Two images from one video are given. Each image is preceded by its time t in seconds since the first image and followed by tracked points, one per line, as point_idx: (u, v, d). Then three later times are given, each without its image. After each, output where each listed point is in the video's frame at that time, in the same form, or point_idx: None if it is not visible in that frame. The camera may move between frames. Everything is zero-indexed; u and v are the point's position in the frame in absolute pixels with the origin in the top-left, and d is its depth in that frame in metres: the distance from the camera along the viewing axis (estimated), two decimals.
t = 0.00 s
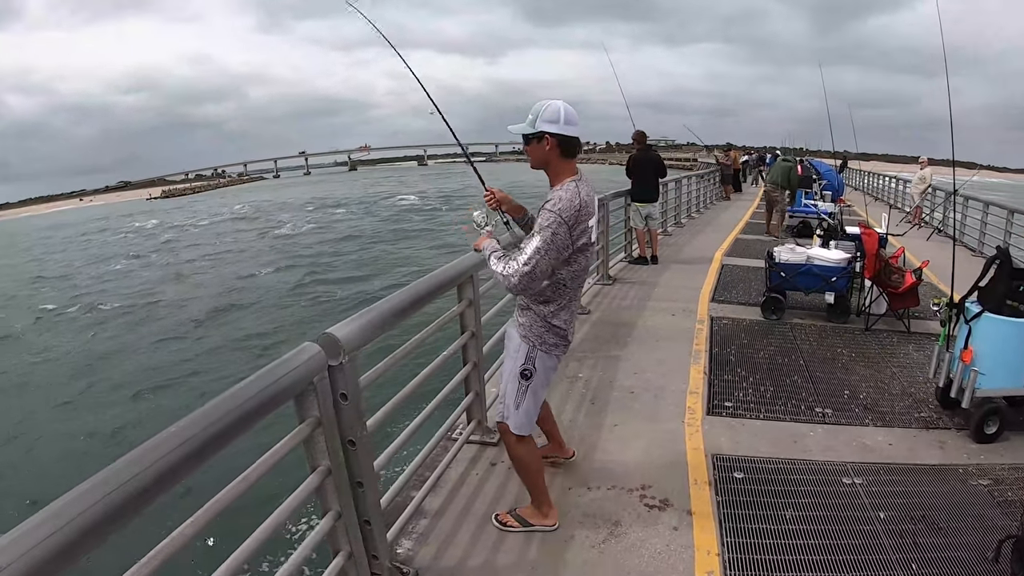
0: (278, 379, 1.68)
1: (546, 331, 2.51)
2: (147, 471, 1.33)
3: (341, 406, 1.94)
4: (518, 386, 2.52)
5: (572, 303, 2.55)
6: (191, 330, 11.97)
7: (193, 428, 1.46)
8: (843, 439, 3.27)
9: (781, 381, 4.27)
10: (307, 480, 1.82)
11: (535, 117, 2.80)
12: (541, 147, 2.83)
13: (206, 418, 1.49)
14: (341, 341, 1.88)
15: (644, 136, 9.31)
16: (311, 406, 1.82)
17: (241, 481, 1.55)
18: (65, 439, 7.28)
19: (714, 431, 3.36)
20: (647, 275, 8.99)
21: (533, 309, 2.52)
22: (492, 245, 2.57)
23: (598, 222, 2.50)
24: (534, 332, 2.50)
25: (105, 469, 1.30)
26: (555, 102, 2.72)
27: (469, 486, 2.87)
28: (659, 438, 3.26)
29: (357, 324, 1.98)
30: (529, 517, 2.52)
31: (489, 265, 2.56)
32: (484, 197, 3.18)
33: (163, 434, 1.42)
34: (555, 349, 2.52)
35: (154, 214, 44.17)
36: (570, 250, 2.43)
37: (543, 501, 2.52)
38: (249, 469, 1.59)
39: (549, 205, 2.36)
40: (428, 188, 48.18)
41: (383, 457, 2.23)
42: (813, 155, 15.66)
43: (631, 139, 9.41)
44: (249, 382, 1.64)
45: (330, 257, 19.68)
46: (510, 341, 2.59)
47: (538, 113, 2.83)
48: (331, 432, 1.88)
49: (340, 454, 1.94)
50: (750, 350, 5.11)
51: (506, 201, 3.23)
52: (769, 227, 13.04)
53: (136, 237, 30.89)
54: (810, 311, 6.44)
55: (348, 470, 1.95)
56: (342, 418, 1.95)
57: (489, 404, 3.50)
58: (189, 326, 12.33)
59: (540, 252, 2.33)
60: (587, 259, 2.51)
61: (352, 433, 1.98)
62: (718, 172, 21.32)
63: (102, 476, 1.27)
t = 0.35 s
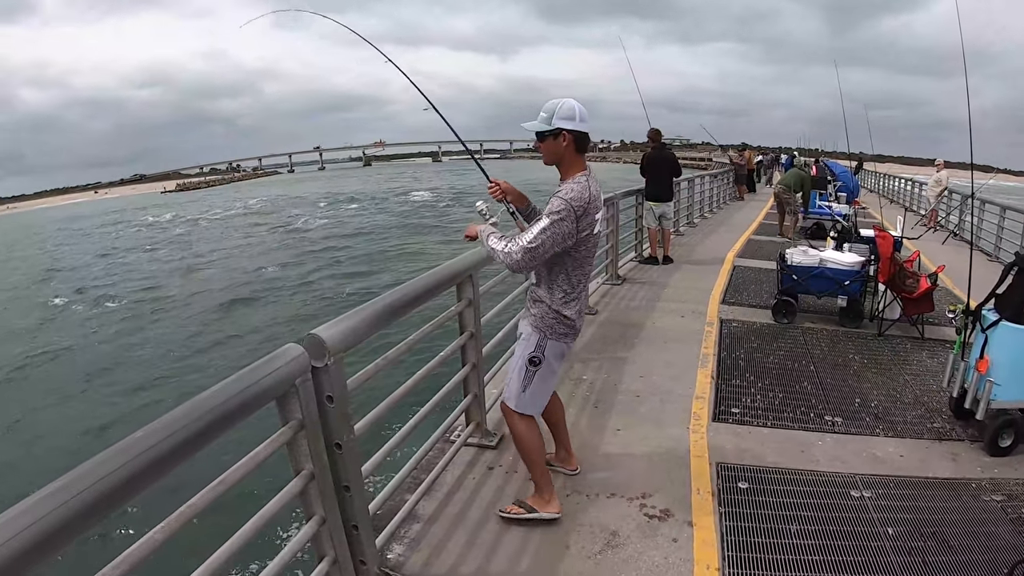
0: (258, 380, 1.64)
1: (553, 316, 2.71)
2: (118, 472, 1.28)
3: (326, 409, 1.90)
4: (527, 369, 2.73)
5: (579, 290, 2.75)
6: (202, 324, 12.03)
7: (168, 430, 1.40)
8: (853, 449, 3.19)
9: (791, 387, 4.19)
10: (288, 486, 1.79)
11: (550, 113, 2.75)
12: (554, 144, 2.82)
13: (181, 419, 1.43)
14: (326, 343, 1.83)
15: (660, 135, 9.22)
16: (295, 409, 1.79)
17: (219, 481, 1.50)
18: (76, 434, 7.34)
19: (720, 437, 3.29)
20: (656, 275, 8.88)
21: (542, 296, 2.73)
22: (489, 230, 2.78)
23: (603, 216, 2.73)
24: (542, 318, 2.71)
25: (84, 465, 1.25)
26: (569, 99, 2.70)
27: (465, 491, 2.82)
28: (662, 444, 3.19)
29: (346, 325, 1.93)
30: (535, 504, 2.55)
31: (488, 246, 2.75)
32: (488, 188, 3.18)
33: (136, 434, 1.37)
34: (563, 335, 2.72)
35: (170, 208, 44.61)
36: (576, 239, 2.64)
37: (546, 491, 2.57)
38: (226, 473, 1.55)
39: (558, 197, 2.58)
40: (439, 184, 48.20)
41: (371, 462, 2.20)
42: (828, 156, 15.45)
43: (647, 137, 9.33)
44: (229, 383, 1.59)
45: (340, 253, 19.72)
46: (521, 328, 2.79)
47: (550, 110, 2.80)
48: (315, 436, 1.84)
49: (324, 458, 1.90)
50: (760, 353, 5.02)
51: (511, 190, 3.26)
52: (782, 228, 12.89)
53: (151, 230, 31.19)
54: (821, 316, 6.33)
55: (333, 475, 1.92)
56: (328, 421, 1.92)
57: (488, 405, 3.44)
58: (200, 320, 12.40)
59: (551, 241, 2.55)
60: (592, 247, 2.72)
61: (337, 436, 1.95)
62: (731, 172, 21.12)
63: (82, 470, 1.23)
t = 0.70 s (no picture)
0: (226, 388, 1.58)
1: (550, 314, 2.64)
2: (69, 483, 1.21)
3: (301, 416, 1.85)
4: (521, 366, 2.65)
5: (577, 289, 2.69)
6: (203, 320, 11.98)
7: (123, 440, 1.34)
8: (858, 458, 3.09)
9: (795, 391, 4.08)
10: (261, 496, 1.74)
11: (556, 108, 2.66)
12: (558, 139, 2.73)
13: (139, 429, 1.37)
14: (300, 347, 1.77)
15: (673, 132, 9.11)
16: (265, 417, 1.73)
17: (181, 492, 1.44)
18: (75, 432, 7.30)
19: (721, 444, 3.19)
20: (660, 274, 8.77)
21: (540, 293, 2.65)
22: (496, 215, 2.70)
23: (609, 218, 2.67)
24: (539, 315, 2.63)
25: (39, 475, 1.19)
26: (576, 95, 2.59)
27: (453, 497, 2.75)
28: (660, 450, 3.10)
29: (323, 328, 1.86)
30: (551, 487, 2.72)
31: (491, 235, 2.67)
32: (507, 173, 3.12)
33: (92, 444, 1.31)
34: (558, 334, 2.66)
35: (175, 203, 44.65)
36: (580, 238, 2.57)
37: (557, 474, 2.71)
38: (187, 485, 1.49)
39: (567, 195, 2.50)
40: (445, 180, 48.08)
41: (352, 472, 2.12)
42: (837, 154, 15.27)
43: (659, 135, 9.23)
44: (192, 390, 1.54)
45: (343, 249, 19.64)
46: (515, 323, 2.71)
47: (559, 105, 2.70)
48: (288, 445, 1.78)
49: (298, 467, 1.85)
50: (764, 355, 4.92)
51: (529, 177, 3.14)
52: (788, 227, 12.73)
53: (155, 225, 31.18)
54: (828, 317, 6.21)
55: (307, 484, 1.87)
56: (303, 428, 1.86)
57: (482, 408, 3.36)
58: (202, 316, 12.36)
59: (555, 238, 2.48)
60: (593, 247, 2.66)
61: (312, 444, 1.90)
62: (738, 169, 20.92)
63: (34, 480, 1.17)
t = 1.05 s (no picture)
0: (185, 412, 1.48)
1: (556, 329, 2.52)
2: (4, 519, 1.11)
3: (267, 441, 1.75)
4: (532, 385, 2.53)
5: (580, 298, 2.57)
6: (204, 322, 11.91)
7: (66, 469, 1.23)
8: (866, 479, 2.94)
9: (801, 405, 3.94)
10: (220, 528, 1.62)
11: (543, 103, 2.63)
12: (544, 136, 2.69)
13: (84, 458, 1.26)
14: (265, 369, 1.67)
15: (683, 133, 8.98)
16: (225, 444, 1.62)
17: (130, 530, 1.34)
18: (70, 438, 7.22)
19: (722, 463, 3.05)
20: (664, 279, 8.63)
21: (542, 309, 2.53)
22: (489, 236, 2.57)
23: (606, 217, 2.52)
24: (544, 331, 2.51)
25: None
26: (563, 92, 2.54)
27: (439, 518, 2.63)
28: (657, 469, 2.97)
29: (288, 347, 1.76)
30: (541, 510, 2.60)
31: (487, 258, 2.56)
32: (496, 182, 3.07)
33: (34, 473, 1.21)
34: (566, 346, 2.54)
35: (180, 203, 44.73)
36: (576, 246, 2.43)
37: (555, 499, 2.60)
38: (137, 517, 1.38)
39: (556, 203, 2.36)
40: (449, 181, 48.04)
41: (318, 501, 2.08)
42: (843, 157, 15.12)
43: (667, 137, 9.10)
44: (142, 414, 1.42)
45: (346, 250, 19.56)
46: (520, 341, 2.60)
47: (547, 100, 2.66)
48: (251, 474, 1.67)
49: (263, 496, 1.74)
50: (769, 366, 4.77)
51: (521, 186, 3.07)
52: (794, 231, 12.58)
53: (159, 225, 31.21)
54: (834, 325, 6.06)
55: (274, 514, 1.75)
56: (269, 454, 1.76)
57: (472, 423, 3.24)
58: (202, 318, 12.28)
59: (551, 252, 2.35)
60: (593, 250, 2.52)
61: (278, 470, 1.79)
62: (742, 172, 20.75)
63: None
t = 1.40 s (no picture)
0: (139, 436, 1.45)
1: (552, 330, 2.48)
2: None
3: (236, 463, 1.69)
4: (529, 389, 2.51)
5: (577, 297, 2.53)
6: (205, 321, 11.86)
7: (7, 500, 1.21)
8: (874, 499, 2.82)
9: (807, 417, 3.83)
10: (182, 553, 1.57)
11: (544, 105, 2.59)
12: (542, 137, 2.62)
13: (26, 488, 1.24)
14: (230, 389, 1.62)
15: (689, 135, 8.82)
16: (187, 466, 1.59)
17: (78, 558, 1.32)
18: (68, 439, 7.17)
19: (723, 481, 2.94)
20: (668, 283, 8.51)
21: (538, 310, 2.50)
22: (478, 248, 2.53)
23: (597, 216, 2.50)
24: (540, 332, 2.49)
25: None
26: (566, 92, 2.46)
27: (426, 535, 2.54)
28: (654, 486, 2.86)
29: (255, 365, 1.70)
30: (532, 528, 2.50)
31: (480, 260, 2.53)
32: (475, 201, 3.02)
33: None
34: (563, 347, 2.50)
35: (186, 201, 44.84)
36: (568, 244, 2.40)
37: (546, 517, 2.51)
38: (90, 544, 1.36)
39: (546, 201, 2.33)
40: (454, 181, 47.96)
41: (294, 521, 2.02)
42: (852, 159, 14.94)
43: (673, 138, 8.95)
44: (89, 440, 1.39)
45: (350, 249, 19.48)
46: (519, 345, 2.58)
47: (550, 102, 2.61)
48: (216, 498, 1.64)
49: (230, 518, 1.70)
50: (775, 376, 4.65)
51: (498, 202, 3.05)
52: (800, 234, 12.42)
53: (165, 223, 31.26)
54: (842, 333, 5.92)
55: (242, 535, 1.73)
56: (241, 477, 1.70)
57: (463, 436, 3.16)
58: (203, 317, 12.23)
59: (541, 249, 2.31)
60: (589, 248, 2.48)
61: (250, 493, 1.73)
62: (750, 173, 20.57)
63: None
